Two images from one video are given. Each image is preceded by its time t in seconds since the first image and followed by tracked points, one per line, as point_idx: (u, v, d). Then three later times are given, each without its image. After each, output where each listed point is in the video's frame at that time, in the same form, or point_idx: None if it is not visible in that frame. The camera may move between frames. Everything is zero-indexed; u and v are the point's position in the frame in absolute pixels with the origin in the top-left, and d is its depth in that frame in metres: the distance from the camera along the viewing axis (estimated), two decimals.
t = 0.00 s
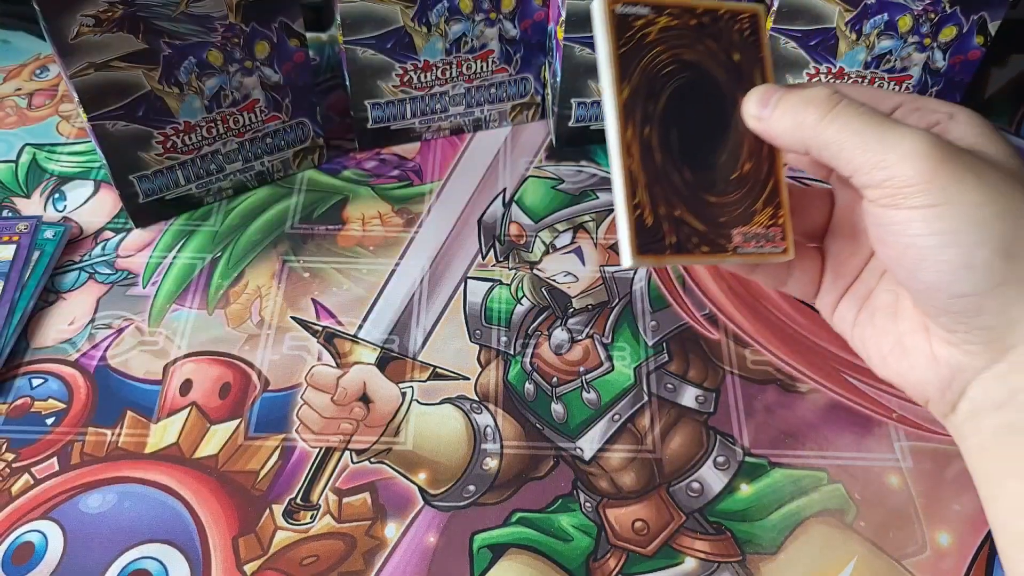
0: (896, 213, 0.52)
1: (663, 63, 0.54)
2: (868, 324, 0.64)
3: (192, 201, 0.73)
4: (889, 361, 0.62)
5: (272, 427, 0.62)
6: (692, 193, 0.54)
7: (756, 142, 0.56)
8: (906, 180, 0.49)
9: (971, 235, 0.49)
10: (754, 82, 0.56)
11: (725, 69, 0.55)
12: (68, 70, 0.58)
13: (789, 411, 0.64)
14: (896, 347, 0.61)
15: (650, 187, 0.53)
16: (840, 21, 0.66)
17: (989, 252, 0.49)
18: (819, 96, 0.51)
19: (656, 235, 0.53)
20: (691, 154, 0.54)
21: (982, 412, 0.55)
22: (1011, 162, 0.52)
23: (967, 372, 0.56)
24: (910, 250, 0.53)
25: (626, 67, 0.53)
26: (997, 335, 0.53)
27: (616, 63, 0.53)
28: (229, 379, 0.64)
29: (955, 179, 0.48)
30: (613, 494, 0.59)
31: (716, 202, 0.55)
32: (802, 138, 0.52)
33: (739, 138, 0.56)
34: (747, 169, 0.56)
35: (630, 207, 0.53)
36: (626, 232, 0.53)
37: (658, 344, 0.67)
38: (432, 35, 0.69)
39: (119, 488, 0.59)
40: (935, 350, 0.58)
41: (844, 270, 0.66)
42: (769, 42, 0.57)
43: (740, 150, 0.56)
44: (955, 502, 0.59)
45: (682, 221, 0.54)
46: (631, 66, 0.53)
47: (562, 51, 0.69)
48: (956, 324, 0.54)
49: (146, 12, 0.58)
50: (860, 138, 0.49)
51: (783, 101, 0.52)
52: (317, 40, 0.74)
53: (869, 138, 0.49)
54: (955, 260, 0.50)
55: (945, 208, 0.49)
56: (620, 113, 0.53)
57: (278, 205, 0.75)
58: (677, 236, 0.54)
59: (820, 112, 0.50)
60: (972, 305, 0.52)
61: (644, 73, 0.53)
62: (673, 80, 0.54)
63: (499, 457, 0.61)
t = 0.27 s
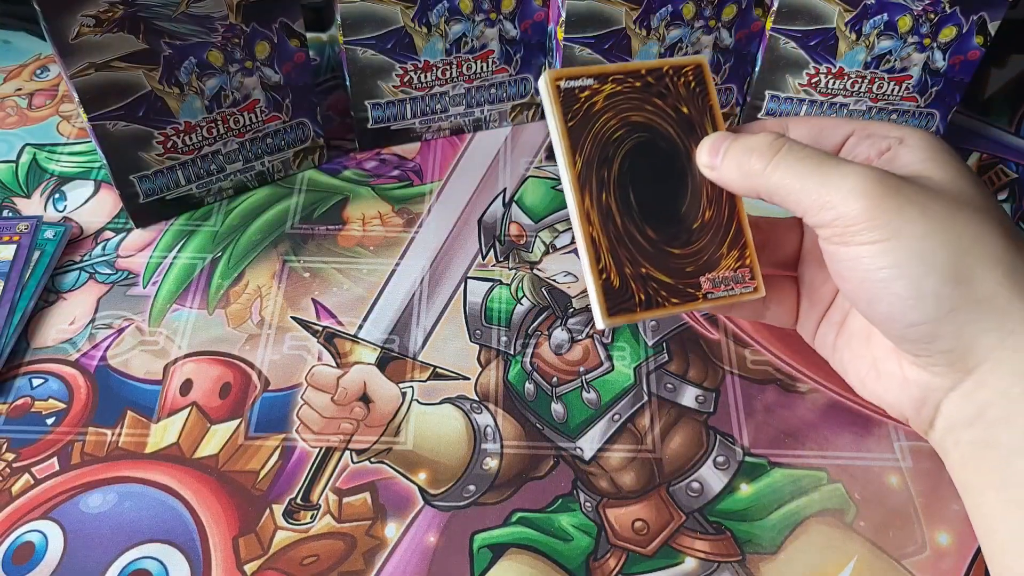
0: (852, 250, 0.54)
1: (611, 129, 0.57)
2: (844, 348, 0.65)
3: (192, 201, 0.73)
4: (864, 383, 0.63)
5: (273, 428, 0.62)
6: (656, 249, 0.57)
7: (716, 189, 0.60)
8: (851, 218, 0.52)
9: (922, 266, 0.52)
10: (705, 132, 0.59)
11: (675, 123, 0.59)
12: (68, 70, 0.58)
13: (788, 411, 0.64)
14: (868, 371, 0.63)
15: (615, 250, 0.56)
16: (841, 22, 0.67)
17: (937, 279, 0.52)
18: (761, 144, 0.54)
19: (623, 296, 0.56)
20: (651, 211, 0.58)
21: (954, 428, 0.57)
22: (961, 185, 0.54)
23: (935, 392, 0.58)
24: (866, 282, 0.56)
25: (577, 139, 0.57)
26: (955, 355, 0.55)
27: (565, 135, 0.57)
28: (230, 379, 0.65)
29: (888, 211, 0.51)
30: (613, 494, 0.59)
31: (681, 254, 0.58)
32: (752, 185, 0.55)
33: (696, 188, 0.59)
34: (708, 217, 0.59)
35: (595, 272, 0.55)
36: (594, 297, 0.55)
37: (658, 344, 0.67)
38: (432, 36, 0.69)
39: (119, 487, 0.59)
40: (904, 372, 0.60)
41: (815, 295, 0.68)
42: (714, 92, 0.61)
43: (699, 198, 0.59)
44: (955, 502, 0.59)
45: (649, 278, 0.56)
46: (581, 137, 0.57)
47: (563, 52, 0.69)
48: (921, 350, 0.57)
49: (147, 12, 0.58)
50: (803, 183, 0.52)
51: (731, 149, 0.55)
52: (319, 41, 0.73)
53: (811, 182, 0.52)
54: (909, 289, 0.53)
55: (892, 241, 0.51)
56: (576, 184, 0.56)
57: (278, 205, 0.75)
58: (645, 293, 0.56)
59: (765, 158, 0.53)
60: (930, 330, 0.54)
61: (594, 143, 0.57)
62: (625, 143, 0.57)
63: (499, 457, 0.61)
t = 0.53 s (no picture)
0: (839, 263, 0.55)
1: (592, 150, 0.59)
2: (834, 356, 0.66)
3: (192, 202, 0.73)
4: (856, 390, 0.64)
5: (273, 428, 0.62)
6: (644, 269, 0.58)
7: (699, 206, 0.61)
8: (837, 232, 0.53)
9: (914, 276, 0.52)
10: (686, 149, 0.61)
11: (656, 141, 0.61)
12: (68, 70, 0.58)
13: (788, 411, 0.64)
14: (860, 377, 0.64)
15: (602, 271, 0.57)
16: (840, 22, 0.67)
17: (927, 290, 0.53)
18: (742, 159, 0.55)
19: (613, 317, 0.57)
20: (637, 231, 0.59)
21: (947, 434, 0.59)
22: (944, 192, 0.55)
23: (927, 400, 0.59)
24: (854, 297, 0.57)
25: (559, 163, 0.58)
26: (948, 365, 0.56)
27: (546, 159, 0.58)
28: (230, 379, 0.65)
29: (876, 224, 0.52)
30: (613, 493, 0.59)
31: (668, 272, 0.59)
32: (735, 200, 0.56)
33: (680, 204, 0.61)
34: (693, 233, 0.60)
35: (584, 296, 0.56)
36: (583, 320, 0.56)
37: (658, 344, 0.67)
38: (432, 36, 0.69)
39: (119, 487, 0.59)
40: (895, 379, 0.61)
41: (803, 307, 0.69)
42: (693, 108, 0.62)
43: (683, 215, 0.61)
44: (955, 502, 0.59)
45: (638, 299, 0.58)
46: (562, 160, 0.58)
47: (562, 51, 0.69)
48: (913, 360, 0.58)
49: (147, 12, 0.58)
50: (786, 199, 0.54)
51: (713, 165, 0.57)
52: (318, 40, 0.74)
53: (794, 198, 0.53)
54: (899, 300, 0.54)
55: (875, 254, 0.53)
56: (561, 207, 0.57)
57: (278, 205, 0.75)
58: (634, 314, 0.57)
59: (747, 175, 0.55)
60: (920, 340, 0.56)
61: (576, 165, 0.59)
62: (607, 163, 0.59)
63: (499, 457, 0.61)
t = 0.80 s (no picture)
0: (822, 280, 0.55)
1: (558, 169, 0.58)
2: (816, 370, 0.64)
3: (192, 201, 0.73)
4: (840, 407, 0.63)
5: (272, 428, 0.62)
6: (617, 292, 0.57)
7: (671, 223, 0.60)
8: (818, 248, 0.52)
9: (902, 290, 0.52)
10: (654, 165, 0.60)
11: (624, 158, 0.59)
12: (68, 70, 0.58)
13: (788, 411, 0.64)
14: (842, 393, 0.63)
15: (575, 296, 0.56)
16: (840, 22, 0.67)
17: (915, 306, 0.52)
18: (717, 176, 0.54)
19: (589, 343, 0.55)
20: (609, 252, 0.58)
21: (938, 448, 0.58)
22: (923, 203, 0.54)
23: (916, 414, 0.59)
24: (841, 315, 0.56)
25: (524, 183, 0.57)
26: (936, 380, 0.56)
27: (510, 179, 0.56)
28: (229, 379, 0.65)
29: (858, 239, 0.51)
30: (613, 493, 0.59)
31: (643, 294, 0.58)
32: (712, 218, 0.56)
33: (652, 222, 0.59)
34: (666, 251, 0.59)
35: (557, 322, 0.55)
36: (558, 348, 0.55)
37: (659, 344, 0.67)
38: (432, 36, 0.69)
39: (119, 487, 0.59)
40: (882, 395, 0.61)
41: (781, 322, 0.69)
42: (660, 122, 0.61)
43: (654, 233, 0.59)
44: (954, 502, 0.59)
45: (612, 323, 0.56)
46: (527, 180, 0.57)
47: (562, 51, 0.69)
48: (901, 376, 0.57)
49: (147, 12, 0.58)
50: (765, 217, 0.53)
51: (685, 181, 0.56)
52: (318, 40, 0.74)
53: (773, 216, 0.53)
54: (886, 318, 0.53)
55: (861, 270, 0.52)
56: (529, 230, 0.56)
57: (278, 205, 0.75)
58: (611, 339, 0.56)
59: (721, 193, 0.54)
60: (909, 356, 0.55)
61: (541, 186, 0.57)
62: (574, 182, 0.58)
63: (499, 457, 0.61)
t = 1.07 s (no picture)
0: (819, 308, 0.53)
1: (536, 199, 0.55)
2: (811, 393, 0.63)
3: (190, 201, 0.73)
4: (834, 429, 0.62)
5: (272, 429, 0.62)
6: (605, 325, 0.55)
7: (657, 249, 0.58)
8: (816, 278, 0.50)
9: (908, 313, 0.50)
10: (637, 187, 0.57)
11: (606, 182, 0.56)
12: (67, 69, 0.58)
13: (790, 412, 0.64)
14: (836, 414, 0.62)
15: (562, 334, 0.54)
16: (841, 21, 0.66)
17: (916, 334, 0.50)
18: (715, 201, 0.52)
19: (579, 384, 0.53)
20: (594, 284, 0.55)
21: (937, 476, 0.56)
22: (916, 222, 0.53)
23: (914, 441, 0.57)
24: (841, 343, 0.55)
25: (504, 217, 0.54)
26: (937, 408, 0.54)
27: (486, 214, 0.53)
28: (229, 380, 0.64)
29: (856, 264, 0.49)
30: (613, 495, 0.59)
31: (630, 326, 0.56)
32: (705, 246, 0.53)
33: (637, 249, 0.57)
34: (653, 279, 0.57)
35: (546, 364, 0.53)
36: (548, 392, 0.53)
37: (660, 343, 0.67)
38: (432, 35, 0.68)
39: (117, 488, 0.59)
40: (879, 420, 0.59)
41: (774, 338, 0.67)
42: (641, 140, 0.58)
43: (639, 260, 0.57)
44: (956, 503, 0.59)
45: (599, 360, 0.54)
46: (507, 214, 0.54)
47: (562, 50, 0.69)
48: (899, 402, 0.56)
49: (145, 12, 0.58)
50: (764, 243, 0.51)
51: (673, 205, 0.53)
52: (317, 39, 0.75)
53: (771, 241, 0.50)
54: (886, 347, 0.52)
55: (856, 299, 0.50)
56: (509, 268, 0.53)
57: (278, 205, 0.75)
58: (600, 375, 0.54)
59: (714, 220, 0.52)
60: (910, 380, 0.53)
61: (520, 219, 0.54)
62: (557, 211, 0.55)
63: (499, 458, 0.62)
